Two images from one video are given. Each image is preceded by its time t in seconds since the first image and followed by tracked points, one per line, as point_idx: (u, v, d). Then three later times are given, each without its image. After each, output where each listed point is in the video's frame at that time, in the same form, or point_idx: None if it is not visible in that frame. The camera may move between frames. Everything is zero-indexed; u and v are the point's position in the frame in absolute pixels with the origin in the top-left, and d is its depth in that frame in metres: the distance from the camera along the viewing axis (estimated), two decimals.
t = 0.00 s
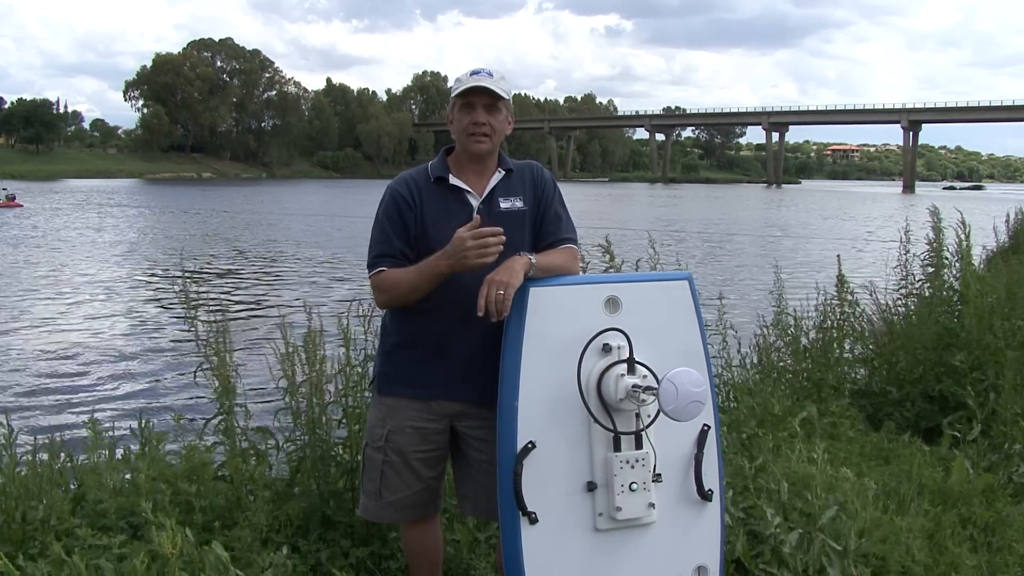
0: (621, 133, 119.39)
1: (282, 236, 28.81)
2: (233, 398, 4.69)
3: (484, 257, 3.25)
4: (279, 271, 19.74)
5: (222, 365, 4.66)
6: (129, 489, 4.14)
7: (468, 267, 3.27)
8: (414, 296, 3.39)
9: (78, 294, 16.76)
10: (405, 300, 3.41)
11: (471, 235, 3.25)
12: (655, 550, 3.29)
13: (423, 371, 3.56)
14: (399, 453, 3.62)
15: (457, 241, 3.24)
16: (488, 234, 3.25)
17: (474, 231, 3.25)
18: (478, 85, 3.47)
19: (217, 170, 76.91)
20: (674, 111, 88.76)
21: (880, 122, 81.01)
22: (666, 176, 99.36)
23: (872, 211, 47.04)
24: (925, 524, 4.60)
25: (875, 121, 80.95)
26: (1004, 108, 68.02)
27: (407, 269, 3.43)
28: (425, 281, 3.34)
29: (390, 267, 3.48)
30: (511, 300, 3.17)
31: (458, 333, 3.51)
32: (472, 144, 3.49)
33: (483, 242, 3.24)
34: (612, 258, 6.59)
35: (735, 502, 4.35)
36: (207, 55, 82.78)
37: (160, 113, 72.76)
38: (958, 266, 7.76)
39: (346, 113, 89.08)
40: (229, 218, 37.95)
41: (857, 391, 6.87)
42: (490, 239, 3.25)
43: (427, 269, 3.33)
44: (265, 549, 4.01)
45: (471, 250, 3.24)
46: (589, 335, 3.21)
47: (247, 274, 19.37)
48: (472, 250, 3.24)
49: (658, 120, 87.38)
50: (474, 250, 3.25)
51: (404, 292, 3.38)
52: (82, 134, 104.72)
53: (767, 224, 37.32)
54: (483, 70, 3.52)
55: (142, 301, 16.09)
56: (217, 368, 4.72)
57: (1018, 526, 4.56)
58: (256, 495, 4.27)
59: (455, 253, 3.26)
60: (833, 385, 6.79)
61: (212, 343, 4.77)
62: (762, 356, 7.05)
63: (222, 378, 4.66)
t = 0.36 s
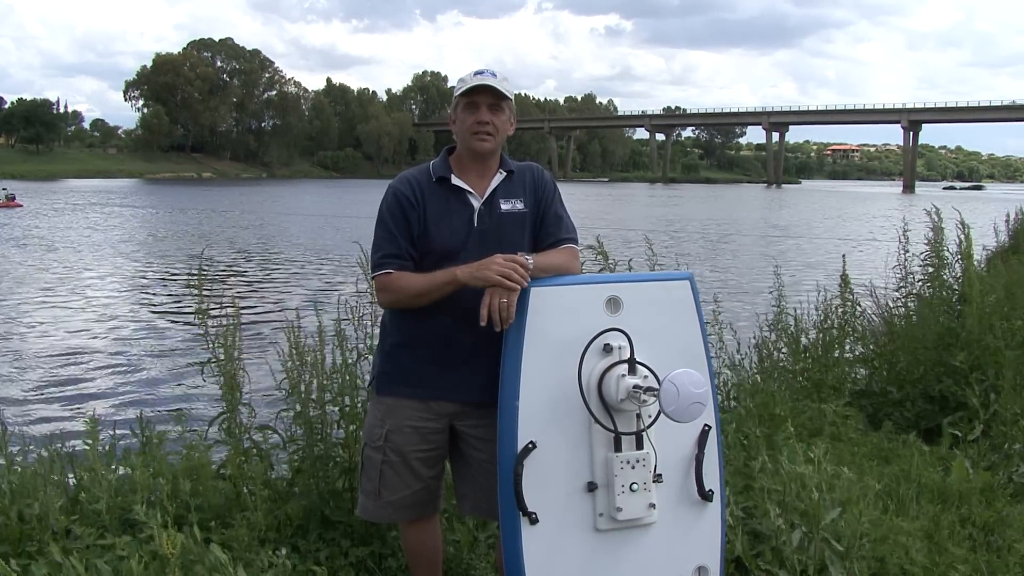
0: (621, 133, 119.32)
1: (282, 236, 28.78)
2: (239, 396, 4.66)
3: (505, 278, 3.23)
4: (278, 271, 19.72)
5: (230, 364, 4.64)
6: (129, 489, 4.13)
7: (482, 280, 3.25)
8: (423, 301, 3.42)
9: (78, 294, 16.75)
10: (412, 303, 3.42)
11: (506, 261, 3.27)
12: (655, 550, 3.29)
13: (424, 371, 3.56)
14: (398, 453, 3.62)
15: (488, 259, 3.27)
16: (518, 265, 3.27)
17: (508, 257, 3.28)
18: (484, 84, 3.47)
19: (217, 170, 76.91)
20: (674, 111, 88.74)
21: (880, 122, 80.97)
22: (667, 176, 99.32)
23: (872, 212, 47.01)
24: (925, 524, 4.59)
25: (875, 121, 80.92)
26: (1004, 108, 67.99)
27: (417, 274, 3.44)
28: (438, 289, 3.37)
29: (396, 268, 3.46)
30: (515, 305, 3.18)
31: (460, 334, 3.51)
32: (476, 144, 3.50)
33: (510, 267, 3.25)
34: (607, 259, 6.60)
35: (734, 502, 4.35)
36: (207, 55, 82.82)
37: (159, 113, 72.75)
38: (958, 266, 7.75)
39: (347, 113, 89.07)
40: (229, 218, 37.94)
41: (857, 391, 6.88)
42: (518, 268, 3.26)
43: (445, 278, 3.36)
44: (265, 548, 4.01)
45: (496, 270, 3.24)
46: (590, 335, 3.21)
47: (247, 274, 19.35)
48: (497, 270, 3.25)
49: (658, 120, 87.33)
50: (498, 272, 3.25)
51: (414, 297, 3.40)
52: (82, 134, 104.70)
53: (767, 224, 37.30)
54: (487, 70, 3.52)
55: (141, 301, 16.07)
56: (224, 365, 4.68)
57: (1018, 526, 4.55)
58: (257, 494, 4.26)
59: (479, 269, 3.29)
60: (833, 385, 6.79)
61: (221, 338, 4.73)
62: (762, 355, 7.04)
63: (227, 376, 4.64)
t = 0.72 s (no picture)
0: (621, 133, 119.27)
1: (283, 236, 28.77)
2: (236, 396, 4.65)
3: (503, 283, 3.20)
4: (279, 271, 19.70)
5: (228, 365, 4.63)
6: (129, 491, 4.13)
7: (480, 285, 3.24)
8: (421, 303, 3.41)
9: (77, 294, 16.73)
10: (411, 304, 3.42)
11: (504, 265, 3.24)
12: (656, 549, 3.28)
13: (423, 371, 3.55)
14: (398, 452, 3.61)
15: (488, 264, 3.25)
16: (517, 270, 3.23)
17: (506, 263, 3.24)
18: (486, 86, 3.48)
19: (217, 170, 76.89)
20: (674, 111, 88.68)
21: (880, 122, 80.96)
22: (667, 176, 99.32)
23: (872, 212, 46.97)
24: (925, 524, 4.58)
25: (875, 121, 80.87)
26: (1004, 108, 67.94)
27: (416, 275, 3.44)
28: (438, 290, 3.37)
29: (395, 269, 3.46)
30: (515, 306, 3.18)
31: (459, 335, 3.51)
32: (478, 144, 3.49)
33: (508, 272, 3.22)
34: (612, 260, 6.62)
35: (735, 502, 4.34)
36: (207, 55, 82.78)
37: (159, 113, 72.71)
38: (957, 266, 7.75)
39: (346, 113, 89.02)
40: (229, 218, 37.90)
41: (857, 391, 6.87)
42: (517, 274, 3.22)
43: (445, 281, 3.35)
44: (264, 548, 4.01)
45: (493, 275, 3.22)
46: (591, 335, 3.20)
47: (247, 274, 19.35)
48: (495, 277, 3.21)
49: (658, 120, 87.30)
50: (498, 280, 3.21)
51: (412, 298, 3.40)
52: (81, 134, 104.61)
53: (767, 224, 37.26)
54: (490, 71, 3.52)
55: (141, 301, 16.06)
56: (222, 366, 4.67)
57: (1018, 527, 4.54)
58: (257, 494, 4.26)
59: (479, 273, 3.27)
60: (834, 384, 6.78)
61: (216, 339, 4.72)
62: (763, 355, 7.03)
63: (224, 377, 4.62)
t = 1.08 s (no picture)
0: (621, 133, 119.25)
1: (283, 236, 28.77)
2: (235, 397, 4.66)
3: (493, 285, 3.19)
4: (278, 271, 19.69)
5: (226, 364, 4.63)
6: (128, 491, 4.13)
7: (469, 285, 3.24)
8: (414, 302, 3.42)
9: (77, 294, 16.73)
10: (404, 302, 3.42)
11: (493, 266, 3.24)
12: (656, 549, 3.28)
13: (423, 370, 3.55)
14: (398, 452, 3.61)
15: (480, 265, 3.24)
16: (509, 272, 3.21)
17: (499, 264, 3.23)
18: (484, 85, 3.47)
19: (217, 169, 76.89)
20: (674, 111, 88.68)
21: (880, 122, 80.96)
22: (667, 176, 99.29)
23: (872, 212, 46.95)
24: (924, 524, 4.58)
25: (875, 121, 80.88)
26: (1003, 108, 67.94)
27: (409, 274, 3.45)
28: (430, 289, 3.36)
29: (390, 267, 3.47)
30: (516, 306, 3.17)
31: (458, 334, 3.51)
32: (477, 144, 3.49)
33: (499, 274, 3.20)
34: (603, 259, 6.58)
35: (736, 501, 4.34)
36: (207, 55, 82.78)
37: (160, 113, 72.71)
38: (956, 266, 7.76)
39: (346, 113, 89.03)
40: (229, 218, 37.88)
41: (857, 391, 6.88)
42: (509, 276, 3.20)
43: (436, 279, 3.35)
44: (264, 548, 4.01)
45: (483, 275, 3.21)
46: (590, 335, 3.20)
47: (247, 274, 19.35)
48: (486, 277, 3.21)
49: (658, 120, 87.29)
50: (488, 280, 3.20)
51: (404, 297, 3.41)
52: (81, 134, 104.58)
53: (767, 224, 37.25)
54: (487, 70, 3.51)
55: (140, 301, 16.06)
56: (219, 366, 4.68)
57: (1018, 527, 4.54)
58: (256, 494, 4.26)
59: (469, 272, 3.27)
60: (834, 384, 6.80)
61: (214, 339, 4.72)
62: (763, 355, 7.03)
63: (223, 376, 4.62)
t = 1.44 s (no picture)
0: (621, 133, 119.17)
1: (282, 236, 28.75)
2: (230, 399, 4.58)
3: (478, 254, 3.24)
4: (278, 271, 19.68)
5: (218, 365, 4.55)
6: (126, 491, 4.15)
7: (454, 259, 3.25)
8: (404, 291, 3.41)
9: (77, 294, 16.71)
10: (395, 295, 3.42)
11: (472, 234, 3.26)
12: (658, 548, 3.29)
13: (422, 371, 3.55)
14: (397, 452, 3.62)
15: (457, 234, 3.25)
16: (487, 237, 3.26)
17: (475, 231, 3.26)
18: (481, 82, 3.47)
19: (216, 169, 76.86)
20: (674, 111, 88.62)
21: (880, 122, 80.92)
22: (667, 176, 99.25)
23: (872, 212, 46.90)
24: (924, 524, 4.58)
25: (875, 121, 80.84)
26: (1004, 108, 67.90)
27: (399, 265, 3.45)
28: (415, 273, 3.35)
29: (384, 264, 3.49)
30: (519, 306, 3.19)
31: (456, 333, 3.50)
32: (475, 142, 3.49)
33: (479, 242, 3.24)
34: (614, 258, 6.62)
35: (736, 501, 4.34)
36: (207, 55, 82.77)
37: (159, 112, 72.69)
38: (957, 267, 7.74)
39: (346, 113, 89.00)
40: (229, 218, 37.85)
41: (857, 391, 6.88)
42: (488, 242, 3.25)
43: (418, 261, 3.33)
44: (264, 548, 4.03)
45: (465, 248, 3.23)
46: (592, 336, 3.20)
47: (246, 274, 19.34)
48: (467, 247, 3.23)
49: (658, 120, 87.26)
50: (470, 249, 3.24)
51: (393, 287, 3.40)
52: (81, 134, 104.40)
53: (767, 224, 37.23)
54: (485, 69, 3.51)
55: (140, 301, 16.04)
56: (215, 365, 4.64)
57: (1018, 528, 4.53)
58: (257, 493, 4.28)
59: (449, 246, 3.26)
60: (833, 384, 6.83)
61: (208, 344, 4.70)
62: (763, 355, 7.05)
63: (216, 377, 4.54)
